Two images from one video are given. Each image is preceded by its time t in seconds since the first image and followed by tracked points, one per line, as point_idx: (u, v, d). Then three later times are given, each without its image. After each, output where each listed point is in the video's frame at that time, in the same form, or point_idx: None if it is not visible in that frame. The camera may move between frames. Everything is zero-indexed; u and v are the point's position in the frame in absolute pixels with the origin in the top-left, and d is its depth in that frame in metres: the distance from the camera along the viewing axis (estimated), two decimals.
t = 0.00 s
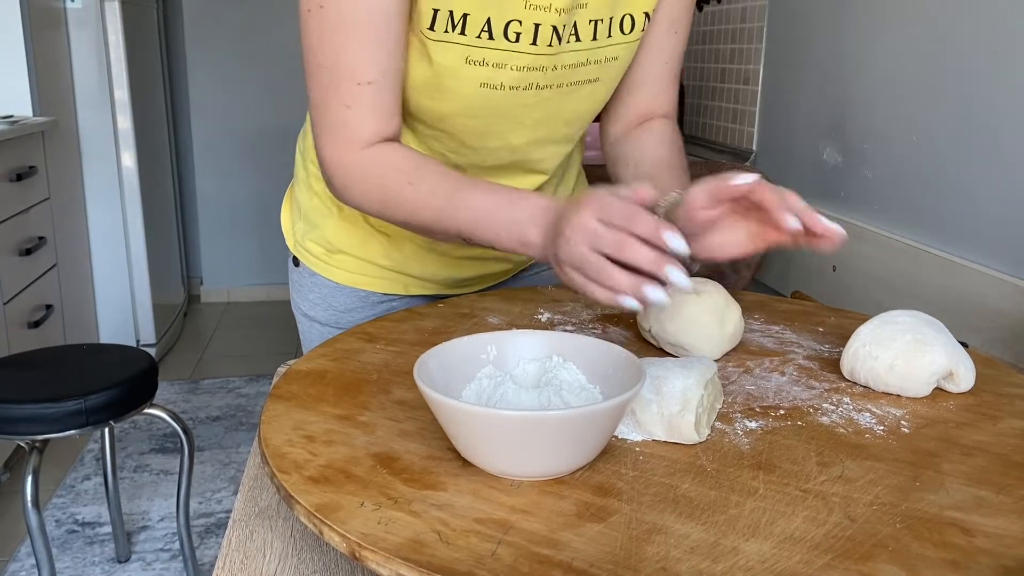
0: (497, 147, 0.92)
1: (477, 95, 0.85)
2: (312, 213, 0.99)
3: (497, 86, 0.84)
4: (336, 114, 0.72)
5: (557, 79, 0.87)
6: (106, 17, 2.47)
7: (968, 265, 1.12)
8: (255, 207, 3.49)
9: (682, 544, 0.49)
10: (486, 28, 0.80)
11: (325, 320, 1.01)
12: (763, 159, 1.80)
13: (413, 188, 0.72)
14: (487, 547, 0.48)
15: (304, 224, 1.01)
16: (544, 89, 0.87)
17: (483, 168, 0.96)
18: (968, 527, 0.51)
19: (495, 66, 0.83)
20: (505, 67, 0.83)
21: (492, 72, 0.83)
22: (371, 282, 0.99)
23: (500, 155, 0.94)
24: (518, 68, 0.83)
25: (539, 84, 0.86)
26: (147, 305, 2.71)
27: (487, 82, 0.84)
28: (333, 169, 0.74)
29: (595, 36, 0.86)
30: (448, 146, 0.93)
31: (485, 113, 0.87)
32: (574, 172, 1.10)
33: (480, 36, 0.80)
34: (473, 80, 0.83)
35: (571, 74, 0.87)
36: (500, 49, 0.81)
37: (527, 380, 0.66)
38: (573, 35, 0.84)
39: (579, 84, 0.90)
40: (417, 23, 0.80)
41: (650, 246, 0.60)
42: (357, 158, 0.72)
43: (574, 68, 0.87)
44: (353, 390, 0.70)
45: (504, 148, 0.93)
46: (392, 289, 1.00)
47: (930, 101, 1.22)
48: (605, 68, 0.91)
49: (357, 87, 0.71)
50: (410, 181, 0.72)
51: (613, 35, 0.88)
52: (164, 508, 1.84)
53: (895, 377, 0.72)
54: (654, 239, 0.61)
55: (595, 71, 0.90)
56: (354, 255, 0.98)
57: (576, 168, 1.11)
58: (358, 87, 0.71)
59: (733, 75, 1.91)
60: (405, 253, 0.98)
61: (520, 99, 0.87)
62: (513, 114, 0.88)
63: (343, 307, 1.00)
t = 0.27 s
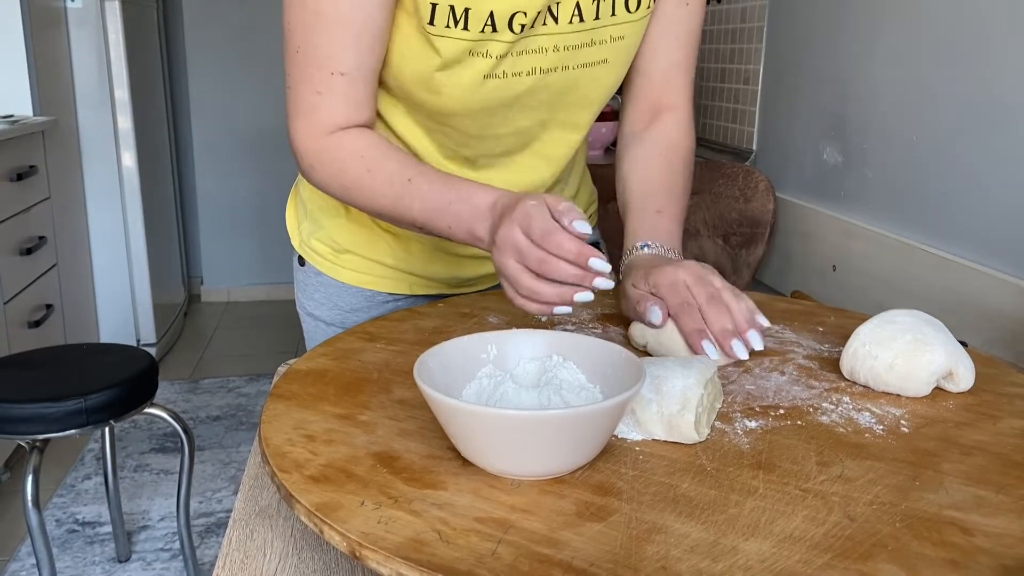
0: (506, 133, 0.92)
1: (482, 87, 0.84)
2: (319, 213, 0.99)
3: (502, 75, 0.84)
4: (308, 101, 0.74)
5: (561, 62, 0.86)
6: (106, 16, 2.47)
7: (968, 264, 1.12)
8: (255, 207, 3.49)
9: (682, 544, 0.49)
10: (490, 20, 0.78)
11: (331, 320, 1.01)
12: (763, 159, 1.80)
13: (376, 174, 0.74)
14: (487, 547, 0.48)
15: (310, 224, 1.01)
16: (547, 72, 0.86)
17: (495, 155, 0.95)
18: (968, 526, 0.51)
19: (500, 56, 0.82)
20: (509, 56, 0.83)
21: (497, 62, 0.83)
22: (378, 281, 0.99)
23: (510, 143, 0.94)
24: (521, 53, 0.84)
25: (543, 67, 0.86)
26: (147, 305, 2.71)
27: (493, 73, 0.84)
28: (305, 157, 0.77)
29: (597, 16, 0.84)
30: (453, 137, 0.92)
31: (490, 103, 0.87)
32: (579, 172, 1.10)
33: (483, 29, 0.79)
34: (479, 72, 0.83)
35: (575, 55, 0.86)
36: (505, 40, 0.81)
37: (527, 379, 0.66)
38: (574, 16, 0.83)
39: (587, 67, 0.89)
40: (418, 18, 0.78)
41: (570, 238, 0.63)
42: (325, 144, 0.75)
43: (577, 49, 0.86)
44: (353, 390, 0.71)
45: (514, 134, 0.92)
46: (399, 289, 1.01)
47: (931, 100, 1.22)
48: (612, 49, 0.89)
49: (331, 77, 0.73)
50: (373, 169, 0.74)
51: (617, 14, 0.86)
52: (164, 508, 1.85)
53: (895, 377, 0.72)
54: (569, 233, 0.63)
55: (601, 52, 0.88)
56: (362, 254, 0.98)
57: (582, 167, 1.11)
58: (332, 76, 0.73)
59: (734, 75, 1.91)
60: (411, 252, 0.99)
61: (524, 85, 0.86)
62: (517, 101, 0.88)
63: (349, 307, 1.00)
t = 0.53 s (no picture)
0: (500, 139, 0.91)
1: (474, 92, 0.84)
2: (317, 214, 0.99)
3: (494, 79, 0.84)
4: (289, 94, 0.75)
5: (554, 64, 0.86)
6: (106, 16, 2.47)
7: (969, 264, 1.12)
8: (256, 207, 3.49)
9: (683, 543, 0.49)
10: (479, 24, 0.79)
11: (330, 320, 1.01)
12: (763, 159, 1.80)
13: (349, 169, 0.75)
14: (488, 546, 0.48)
15: (310, 224, 1.01)
16: (540, 75, 0.86)
17: (488, 160, 0.94)
18: (968, 526, 0.51)
19: (491, 61, 0.82)
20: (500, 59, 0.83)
21: (489, 67, 0.82)
22: (375, 282, 0.99)
23: (505, 147, 0.93)
24: (513, 57, 0.83)
25: (535, 70, 0.85)
26: (147, 305, 2.71)
27: (485, 78, 0.83)
28: (283, 149, 0.78)
29: (591, 18, 0.84)
30: (446, 141, 0.92)
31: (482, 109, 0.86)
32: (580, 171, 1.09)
33: (473, 32, 0.79)
34: (470, 77, 0.83)
35: (568, 57, 0.86)
36: (495, 44, 0.81)
37: (527, 379, 0.66)
38: (567, 18, 0.82)
39: (580, 69, 0.88)
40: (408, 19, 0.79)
41: (531, 261, 0.65)
42: (302, 136, 0.76)
43: (570, 50, 0.86)
44: (353, 390, 0.70)
45: (508, 139, 0.91)
46: (397, 289, 1.01)
47: (931, 101, 1.22)
48: (606, 51, 0.89)
49: (311, 72, 0.74)
50: (348, 164, 0.75)
51: (612, 16, 0.86)
52: (164, 507, 1.85)
53: (895, 377, 0.72)
54: (529, 255, 0.65)
55: (595, 54, 0.88)
56: (360, 255, 0.98)
57: (583, 165, 1.10)
58: (312, 72, 0.74)
59: (734, 75, 1.91)
60: (408, 253, 0.98)
61: (517, 90, 0.86)
62: (509, 105, 0.87)
63: (349, 307, 1.00)
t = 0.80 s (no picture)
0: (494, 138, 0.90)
1: (467, 85, 0.84)
2: (314, 215, 0.99)
3: (487, 73, 0.84)
4: (282, 90, 0.75)
5: (548, 61, 0.86)
6: (106, 16, 2.47)
7: (970, 265, 1.12)
8: (256, 207, 3.48)
9: (684, 545, 0.49)
10: (472, 17, 0.79)
11: (328, 321, 1.01)
12: (764, 159, 1.79)
13: (344, 167, 0.75)
14: (488, 548, 0.48)
15: (306, 225, 1.01)
16: (533, 71, 0.86)
17: (484, 160, 0.94)
18: (970, 527, 0.51)
19: (484, 54, 0.82)
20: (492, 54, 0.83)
21: (481, 61, 0.82)
22: (372, 283, 0.99)
23: (498, 146, 0.92)
24: (504, 52, 0.83)
25: (528, 66, 0.85)
26: (148, 305, 2.70)
27: (477, 71, 0.83)
28: (277, 147, 0.77)
29: (584, 15, 0.84)
30: (440, 139, 0.91)
31: (475, 104, 0.86)
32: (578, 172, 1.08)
33: (466, 25, 0.79)
34: (463, 70, 0.83)
35: (562, 53, 0.86)
36: (488, 37, 0.81)
37: (528, 380, 0.66)
38: (560, 13, 0.83)
39: (573, 66, 0.88)
40: (400, 12, 0.79)
41: (540, 259, 0.66)
42: (296, 134, 0.75)
43: (563, 47, 0.86)
44: (354, 390, 0.70)
45: (502, 137, 0.91)
46: (395, 291, 1.00)
47: (932, 101, 1.22)
48: (599, 48, 0.89)
49: (303, 68, 0.74)
50: (344, 162, 0.75)
51: (605, 13, 0.86)
52: (164, 508, 1.84)
53: (897, 378, 0.72)
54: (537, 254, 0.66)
55: (588, 51, 0.88)
56: (357, 256, 0.98)
57: (581, 165, 1.10)
58: (304, 67, 0.74)
59: (735, 75, 1.91)
60: (406, 253, 0.98)
61: (509, 85, 0.86)
62: (502, 101, 0.87)
63: (345, 308, 1.00)
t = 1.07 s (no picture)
0: (496, 118, 0.90)
1: (469, 62, 0.84)
2: (317, 215, 0.99)
3: (487, 51, 0.84)
4: (289, 83, 0.75)
5: (546, 35, 0.86)
6: (106, 16, 2.47)
7: (970, 265, 1.12)
8: (256, 207, 3.49)
9: (683, 545, 0.49)
10: None
11: (331, 321, 1.01)
12: (764, 159, 1.79)
13: (362, 163, 0.74)
14: (488, 547, 0.48)
15: (308, 225, 1.01)
16: (534, 45, 0.86)
17: (488, 143, 0.93)
18: (969, 527, 0.51)
19: (484, 29, 0.82)
20: (492, 29, 0.82)
21: (482, 36, 0.82)
22: (377, 283, 0.99)
23: (501, 128, 0.91)
24: (504, 27, 0.83)
25: (527, 41, 0.85)
26: (148, 305, 2.71)
27: (478, 48, 0.83)
28: (291, 145, 0.76)
29: None
30: (443, 124, 0.90)
31: (477, 82, 0.86)
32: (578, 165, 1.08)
33: None
34: (465, 47, 0.82)
35: (559, 28, 0.86)
36: (488, 10, 0.80)
37: (528, 380, 0.66)
38: None
39: (571, 42, 0.88)
40: None
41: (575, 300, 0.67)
42: (309, 128, 0.75)
43: (561, 21, 0.86)
44: (354, 390, 0.70)
45: (504, 118, 0.90)
46: (399, 290, 1.00)
47: (932, 100, 1.22)
48: (595, 22, 0.89)
49: (311, 55, 0.74)
50: (359, 157, 0.74)
51: None
52: (164, 508, 1.84)
53: (896, 378, 0.72)
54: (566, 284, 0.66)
55: (585, 26, 0.88)
56: (361, 255, 0.98)
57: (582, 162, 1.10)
58: (312, 54, 0.74)
59: (735, 75, 1.91)
60: (412, 252, 0.98)
61: (510, 62, 0.86)
62: (503, 78, 0.87)
63: (349, 309, 1.00)
